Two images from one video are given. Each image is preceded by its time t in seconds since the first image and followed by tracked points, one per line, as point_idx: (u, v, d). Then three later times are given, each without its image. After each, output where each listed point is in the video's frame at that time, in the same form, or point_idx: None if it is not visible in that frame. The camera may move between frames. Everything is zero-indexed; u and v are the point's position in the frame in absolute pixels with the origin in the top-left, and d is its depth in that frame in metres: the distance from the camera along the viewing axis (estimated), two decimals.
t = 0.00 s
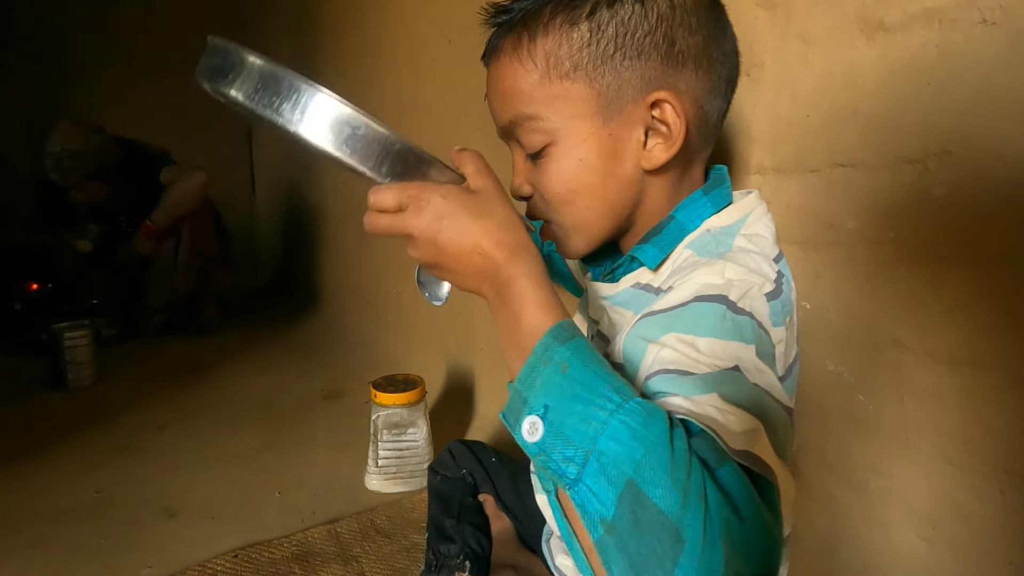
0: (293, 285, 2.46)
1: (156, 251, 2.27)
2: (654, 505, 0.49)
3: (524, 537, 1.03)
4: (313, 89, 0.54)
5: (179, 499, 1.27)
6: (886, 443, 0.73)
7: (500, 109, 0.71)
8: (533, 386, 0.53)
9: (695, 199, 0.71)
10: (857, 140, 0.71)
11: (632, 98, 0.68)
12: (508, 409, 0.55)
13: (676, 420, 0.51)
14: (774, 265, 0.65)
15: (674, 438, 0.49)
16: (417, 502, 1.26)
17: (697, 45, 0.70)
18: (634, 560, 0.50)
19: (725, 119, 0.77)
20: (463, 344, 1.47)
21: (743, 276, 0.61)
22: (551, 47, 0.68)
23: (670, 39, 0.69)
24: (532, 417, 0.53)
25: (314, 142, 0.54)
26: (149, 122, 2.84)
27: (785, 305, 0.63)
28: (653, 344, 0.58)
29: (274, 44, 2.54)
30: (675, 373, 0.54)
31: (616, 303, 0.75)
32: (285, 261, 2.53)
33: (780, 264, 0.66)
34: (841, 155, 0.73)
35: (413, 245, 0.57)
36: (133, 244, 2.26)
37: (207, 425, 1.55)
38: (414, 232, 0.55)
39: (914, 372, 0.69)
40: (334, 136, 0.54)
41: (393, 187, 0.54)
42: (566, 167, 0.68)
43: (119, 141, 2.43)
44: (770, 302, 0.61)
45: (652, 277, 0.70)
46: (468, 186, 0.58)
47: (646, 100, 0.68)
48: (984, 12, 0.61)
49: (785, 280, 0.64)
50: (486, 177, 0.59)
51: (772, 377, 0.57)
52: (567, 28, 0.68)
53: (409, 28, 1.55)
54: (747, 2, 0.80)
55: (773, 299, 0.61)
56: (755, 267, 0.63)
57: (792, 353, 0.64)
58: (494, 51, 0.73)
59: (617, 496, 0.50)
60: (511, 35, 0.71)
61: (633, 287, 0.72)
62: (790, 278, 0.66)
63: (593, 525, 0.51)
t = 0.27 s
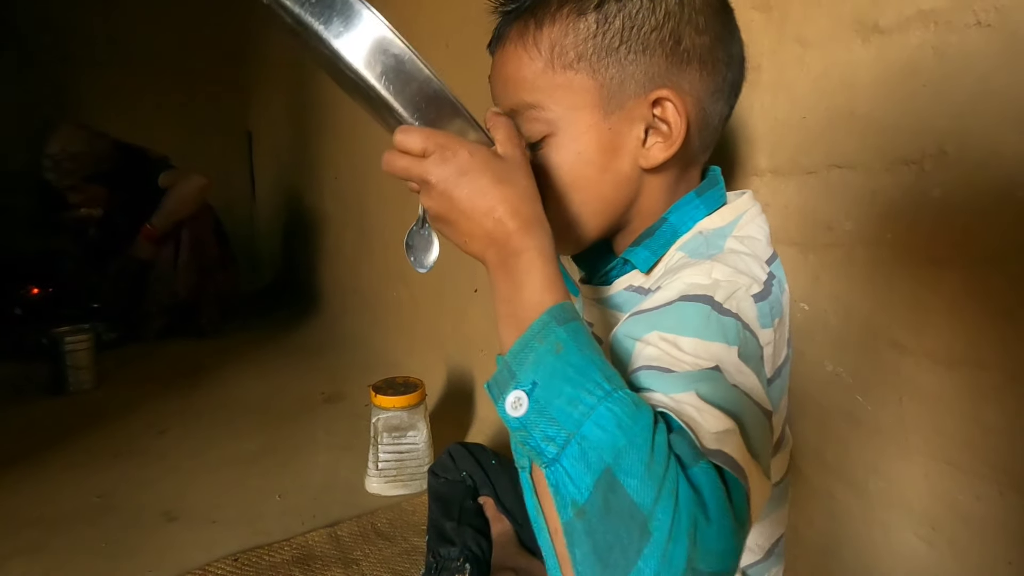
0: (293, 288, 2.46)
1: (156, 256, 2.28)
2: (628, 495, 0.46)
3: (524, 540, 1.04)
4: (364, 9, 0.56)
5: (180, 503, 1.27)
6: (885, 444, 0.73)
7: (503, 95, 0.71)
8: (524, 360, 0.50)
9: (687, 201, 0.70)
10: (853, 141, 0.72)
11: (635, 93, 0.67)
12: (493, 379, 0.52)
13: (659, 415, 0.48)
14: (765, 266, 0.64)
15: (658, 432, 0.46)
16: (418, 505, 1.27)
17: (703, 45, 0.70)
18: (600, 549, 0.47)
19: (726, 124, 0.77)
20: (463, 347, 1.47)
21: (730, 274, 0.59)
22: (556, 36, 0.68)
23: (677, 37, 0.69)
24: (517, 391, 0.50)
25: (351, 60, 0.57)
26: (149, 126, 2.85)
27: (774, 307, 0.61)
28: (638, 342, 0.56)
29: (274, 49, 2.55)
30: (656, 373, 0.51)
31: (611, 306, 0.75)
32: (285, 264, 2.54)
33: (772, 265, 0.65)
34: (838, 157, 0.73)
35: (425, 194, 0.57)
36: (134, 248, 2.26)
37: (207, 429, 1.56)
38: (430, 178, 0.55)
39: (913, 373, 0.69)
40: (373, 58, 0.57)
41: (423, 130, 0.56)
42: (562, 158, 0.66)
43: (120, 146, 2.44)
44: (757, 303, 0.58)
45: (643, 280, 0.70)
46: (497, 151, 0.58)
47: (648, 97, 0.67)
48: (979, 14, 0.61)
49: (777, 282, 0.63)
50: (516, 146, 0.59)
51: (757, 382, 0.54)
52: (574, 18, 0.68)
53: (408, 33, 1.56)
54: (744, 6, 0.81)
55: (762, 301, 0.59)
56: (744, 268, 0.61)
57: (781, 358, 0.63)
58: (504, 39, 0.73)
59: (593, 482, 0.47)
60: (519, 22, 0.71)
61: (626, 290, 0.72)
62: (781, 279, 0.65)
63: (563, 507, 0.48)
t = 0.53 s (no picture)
0: (295, 288, 2.46)
1: (157, 255, 2.32)
2: (612, 493, 0.45)
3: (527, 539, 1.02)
4: None
5: (183, 502, 1.27)
6: (890, 443, 0.72)
7: (509, 82, 0.70)
8: (516, 348, 0.49)
9: (689, 198, 0.69)
10: (857, 139, 0.71)
11: (644, 86, 0.66)
12: (484, 366, 0.51)
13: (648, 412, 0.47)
14: (766, 266, 0.63)
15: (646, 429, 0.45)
16: (420, 505, 1.26)
17: (715, 42, 0.69)
18: (580, 546, 0.46)
19: (734, 124, 0.77)
20: (465, 346, 1.47)
21: (727, 272, 0.58)
22: (568, 23, 0.67)
23: (689, 32, 0.68)
24: (506, 379, 0.49)
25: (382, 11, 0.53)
26: (151, 126, 2.85)
27: (772, 307, 0.60)
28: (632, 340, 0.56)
29: (276, 49, 2.55)
30: (647, 372, 0.51)
31: (612, 303, 0.75)
32: (286, 264, 2.54)
33: (773, 264, 0.65)
34: (842, 155, 0.73)
35: (433, 160, 0.57)
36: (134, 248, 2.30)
37: (209, 429, 1.55)
38: (440, 146, 0.55)
39: (917, 372, 0.69)
40: (404, 14, 0.53)
41: (442, 99, 0.55)
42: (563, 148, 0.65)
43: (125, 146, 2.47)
44: (754, 303, 0.58)
45: (643, 277, 0.69)
46: (514, 131, 0.57)
47: (657, 91, 0.67)
48: (985, 11, 0.60)
49: (777, 282, 0.63)
50: (532, 129, 0.58)
51: (751, 383, 0.53)
52: (587, 6, 0.67)
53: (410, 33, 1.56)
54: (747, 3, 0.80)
55: (759, 301, 0.58)
56: (743, 266, 0.60)
57: (779, 359, 0.62)
58: (514, 21, 0.71)
59: (578, 476, 0.46)
60: (530, 7, 0.70)
61: (626, 287, 0.72)
62: (783, 279, 0.64)
63: (546, 501, 0.47)
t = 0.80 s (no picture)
0: (298, 288, 2.46)
1: (161, 255, 2.27)
2: (616, 489, 0.45)
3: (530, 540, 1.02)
4: None
5: (187, 501, 1.27)
6: (894, 445, 0.72)
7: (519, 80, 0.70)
8: (521, 342, 0.49)
9: (695, 198, 0.69)
10: (862, 141, 0.71)
11: (654, 87, 0.66)
12: (488, 359, 0.51)
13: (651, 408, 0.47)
14: (771, 266, 0.63)
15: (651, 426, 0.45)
16: (422, 505, 1.27)
17: (726, 46, 0.69)
18: (582, 541, 0.46)
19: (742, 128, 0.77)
20: (468, 346, 1.47)
21: (731, 272, 0.58)
22: (579, 24, 0.66)
23: (700, 35, 0.68)
24: (511, 372, 0.49)
25: None
26: (155, 126, 2.86)
27: (777, 307, 0.60)
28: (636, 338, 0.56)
29: (279, 49, 2.56)
30: (650, 370, 0.51)
31: (617, 302, 0.75)
32: (289, 264, 2.54)
33: (779, 265, 0.65)
34: (847, 156, 0.73)
35: (442, 152, 0.57)
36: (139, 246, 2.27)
37: (212, 428, 1.56)
38: (451, 136, 0.55)
39: (922, 374, 0.69)
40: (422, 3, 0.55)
41: (456, 89, 0.55)
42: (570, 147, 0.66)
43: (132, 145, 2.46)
44: (759, 303, 0.58)
45: (647, 277, 0.70)
46: (526, 126, 0.57)
47: (667, 94, 0.67)
48: (990, 12, 0.60)
49: (783, 282, 0.62)
50: (544, 126, 0.58)
51: (754, 383, 0.53)
52: (599, 7, 0.66)
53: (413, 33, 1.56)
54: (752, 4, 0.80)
55: (764, 301, 0.58)
56: (748, 267, 0.60)
57: (783, 360, 0.61)
58: (525, 20, 0.71)
59: (582, 472, 0.46)
60: (542, 6, 0.69)
61: (630, 287, 0.72)
62: (789, 280, 0.64)
63: (550, 495, 0.47)
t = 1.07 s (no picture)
0: (299, 290, 2.47)
1: (162, 254, 2.29)
2: (604, 488, 0.45)
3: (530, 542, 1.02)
4: None
5: (187, 502, 1.27)
6: (890, 447, 0.72)
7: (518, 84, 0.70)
8: (513, 340, 0.50)
9: (688, 202, 0.69)
10: (857, 144, 0.71)
11: (652, 92, 0.67)
12: (480, 356, 0.52)
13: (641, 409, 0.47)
14: (764, 270, 0.63)
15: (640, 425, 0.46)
16: (421, 506, 1.27)
17: (723, 52, 0.69)
18: (569, 539, 0.46)
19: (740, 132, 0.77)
20: (467, 348, 1.48)
21: (724, 275, 0.58)
22: (578, 28, 0.67)
23: (698, 41, 0.68)
24: (503, 370, 0.49)
25: None
26: (157, 127, 2.86)
27: (769, 310, 0.60)
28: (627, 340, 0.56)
29: (281, 51, 2.57)
30: (640, 371, 0.51)
31: (612, 304, 0.75)
32: (290, 265, 2.55)
33: (772, 269, 0.65)
34: (843, 160, 0.73)
35: (441, 147, 0.57)
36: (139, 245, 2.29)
37: (212, 429, 1.56)
38: (452, 132, 0.55)
39: (917, 376, 0.69)
40: None
41: (459, 85, 0.55)
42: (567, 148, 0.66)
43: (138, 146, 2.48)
44: (750, 306, 0.58)
45: (640, 279, 0.70)
46: (526, 125, 0.57)
47: (665, 98, 0.67)
48: (985, 17, 0.60)
49: (775, 286, 0.63)
50: (545, 127, 0.58)
51: (744, 385, 0.53)
52: (598, 12, 0.66)
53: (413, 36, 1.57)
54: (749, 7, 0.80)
55: (756, 305, 0.58)
56: (740, 270, 0.60)
57: (774, 363, 0.62)
58: (524, 23, 0.71)
59: (571, 470, 0.46)
60: (541, 10, 0.69)
61: (623, 289, 0.73)
62: (782, 284, 0.64)
63: (538, 493, 0.47)
